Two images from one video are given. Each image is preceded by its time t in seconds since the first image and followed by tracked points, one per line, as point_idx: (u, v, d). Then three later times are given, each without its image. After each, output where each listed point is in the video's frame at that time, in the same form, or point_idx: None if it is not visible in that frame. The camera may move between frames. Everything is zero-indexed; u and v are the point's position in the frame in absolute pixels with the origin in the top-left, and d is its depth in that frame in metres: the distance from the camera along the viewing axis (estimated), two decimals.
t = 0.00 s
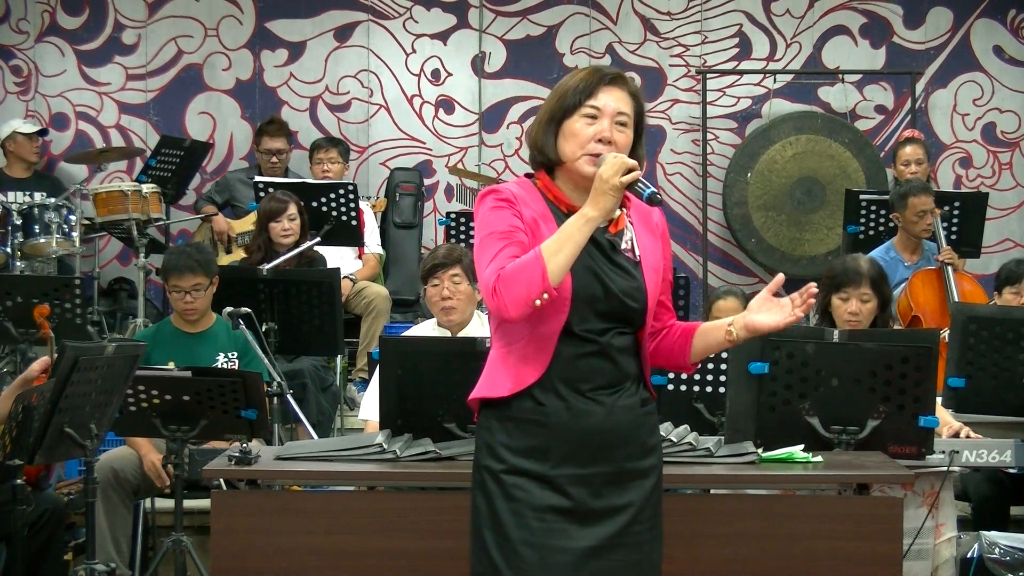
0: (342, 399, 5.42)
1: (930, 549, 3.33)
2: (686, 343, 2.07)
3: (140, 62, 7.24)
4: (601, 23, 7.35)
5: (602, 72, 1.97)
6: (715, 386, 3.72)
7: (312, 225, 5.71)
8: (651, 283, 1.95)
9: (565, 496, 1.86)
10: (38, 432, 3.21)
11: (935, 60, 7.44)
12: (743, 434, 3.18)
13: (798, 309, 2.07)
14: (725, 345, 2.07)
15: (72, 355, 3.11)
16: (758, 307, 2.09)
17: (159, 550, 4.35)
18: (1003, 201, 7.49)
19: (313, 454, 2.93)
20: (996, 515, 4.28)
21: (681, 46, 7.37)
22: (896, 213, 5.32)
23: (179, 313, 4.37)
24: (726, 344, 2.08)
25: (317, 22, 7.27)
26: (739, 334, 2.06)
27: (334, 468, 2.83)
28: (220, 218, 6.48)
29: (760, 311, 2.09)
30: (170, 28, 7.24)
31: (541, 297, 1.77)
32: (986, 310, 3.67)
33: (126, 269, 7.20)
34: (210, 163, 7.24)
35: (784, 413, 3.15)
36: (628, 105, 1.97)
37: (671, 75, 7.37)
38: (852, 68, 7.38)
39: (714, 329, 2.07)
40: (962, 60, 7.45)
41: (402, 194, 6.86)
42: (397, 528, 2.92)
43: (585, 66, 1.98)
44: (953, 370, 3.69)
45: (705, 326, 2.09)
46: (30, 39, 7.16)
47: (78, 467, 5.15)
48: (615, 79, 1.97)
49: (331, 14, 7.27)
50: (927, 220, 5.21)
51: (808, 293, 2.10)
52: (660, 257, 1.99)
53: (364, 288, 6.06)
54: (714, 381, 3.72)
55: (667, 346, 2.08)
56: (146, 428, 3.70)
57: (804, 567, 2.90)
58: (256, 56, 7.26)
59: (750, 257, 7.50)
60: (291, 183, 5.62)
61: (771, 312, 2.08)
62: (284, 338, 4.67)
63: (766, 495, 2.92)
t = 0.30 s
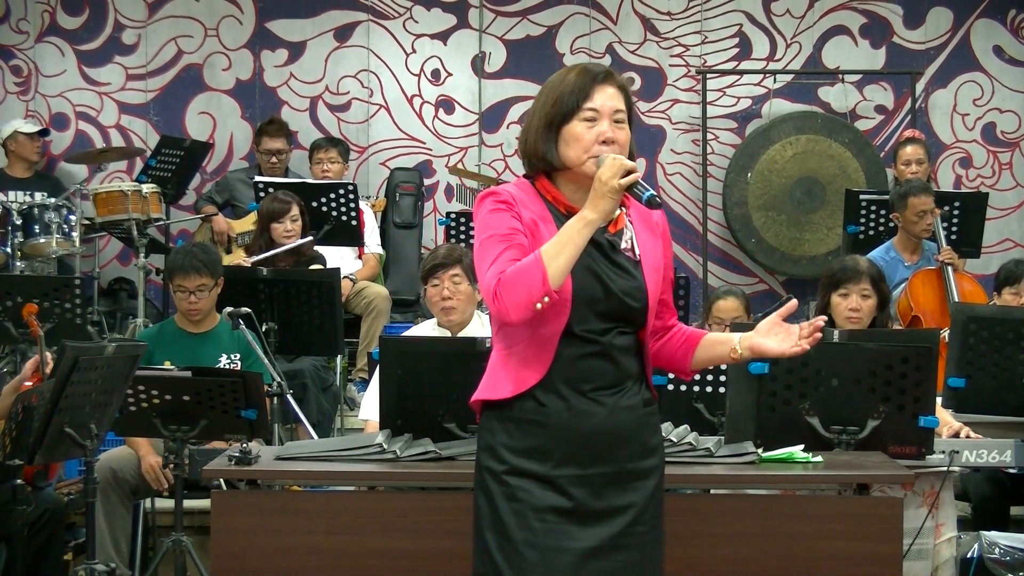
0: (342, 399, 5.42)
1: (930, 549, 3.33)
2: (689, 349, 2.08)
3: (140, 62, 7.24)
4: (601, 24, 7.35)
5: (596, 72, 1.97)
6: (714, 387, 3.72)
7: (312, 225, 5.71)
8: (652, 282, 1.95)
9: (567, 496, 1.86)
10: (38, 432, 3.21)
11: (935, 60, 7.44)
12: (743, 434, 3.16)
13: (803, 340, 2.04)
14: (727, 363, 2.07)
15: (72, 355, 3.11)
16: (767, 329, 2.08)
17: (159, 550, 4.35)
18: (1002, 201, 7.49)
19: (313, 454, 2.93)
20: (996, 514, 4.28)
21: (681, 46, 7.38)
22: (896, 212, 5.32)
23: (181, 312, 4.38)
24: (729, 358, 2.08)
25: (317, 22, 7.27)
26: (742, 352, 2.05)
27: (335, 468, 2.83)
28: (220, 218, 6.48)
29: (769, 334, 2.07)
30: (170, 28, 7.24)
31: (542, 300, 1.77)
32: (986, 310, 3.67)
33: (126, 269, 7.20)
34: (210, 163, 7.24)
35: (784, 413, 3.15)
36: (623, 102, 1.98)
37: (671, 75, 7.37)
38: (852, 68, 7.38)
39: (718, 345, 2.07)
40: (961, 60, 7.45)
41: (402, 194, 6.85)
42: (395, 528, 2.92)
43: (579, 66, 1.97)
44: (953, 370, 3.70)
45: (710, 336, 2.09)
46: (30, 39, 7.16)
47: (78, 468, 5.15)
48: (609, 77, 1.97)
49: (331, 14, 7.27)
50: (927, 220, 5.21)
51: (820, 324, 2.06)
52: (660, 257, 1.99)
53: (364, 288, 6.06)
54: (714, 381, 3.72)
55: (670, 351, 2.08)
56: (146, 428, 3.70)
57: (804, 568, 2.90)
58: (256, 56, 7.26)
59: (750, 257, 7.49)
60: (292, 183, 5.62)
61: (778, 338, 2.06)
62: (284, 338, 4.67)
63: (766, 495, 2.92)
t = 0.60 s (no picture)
0: (342, 400, 5.41)
1: (930, 549, 3.33)
2: (691, 351, 2.07)
3: (141, 62, 7.24)
4: (601, 24, 7.35)
5: (578, 70, 1.96)
6: (714, 387, 3.72)
7: (312, 225, 5.71)
8: (648, 277, 1.95)
9: (569, 497, 1.85)
10: (38, 432, 3.21)
11: (935, 60, 7.44)
12: (743, 434, 3.17)
13: (808, 348, 2.07)
14: (733, 366, 2.07)
15: (72, 355, 3.10)
16: (773, 334, 2.09)
17: (159, 550, 4.35)
18: (1003, 201, 7.49)
19: (313, 454, 2.93)
20: (996, 515, 4.28)
21: (681, 46, 7.37)
22: (895, 212, 5.32)
23: (182, 313, 4.38)
24: (732, 362, 2.07)
25: (317, 22, 7.27)
26: (748, 357, 2.05)
27: (335, 468, 2.83)
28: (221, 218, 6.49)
29: (775, 339, 2.08)
30: (170, 28, 7.24)
31: (536, 295, 1.77)
32: (986, 310, 3.67)
33: (126, 269, 7.20)
34: (210, 163, 7.24)
35: (784, 413, 3.15)
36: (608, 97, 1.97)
37: (671, 75, 7.37)
38: (852, 68, 7.38)
39: (726, 347, 2.06)
40: (962, 60, 7.45)
41: (402, 194, 6.85)
42: (394, 528, 2.91)
43: (561, 65, 1.97)
44: (953, 370, 3.70)
45: (712, 339, 2.08)
46: (30, 39, 7.16)
47: (78, 468, 5.15)
48: (592, 73, 1.97)
49: (331, 14, 7.27)
50: (926, 220, 5.21)
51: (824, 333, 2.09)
52: (656, 253, 1.99)
53: (364, 288, 6.06)
54: (714, 382, 3.72)
55: (673, 354, 2.07)
56: (146, 428, 3.70)
57: (806, 568, 2.90)
58: (256, 56, 7.26)
59: (750, 257, 7.49)
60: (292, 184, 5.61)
61: (782, 343, 2.08)
62: (284, 338, 4.67)
63: (766, 495, 2.92)
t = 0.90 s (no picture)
0: (342, 400, 5.40)
1: (930, 549, 3.33)
2: (694, 349, 2.07)
3: (141, 62, 7.24)
4: (601, 24, 7.35)
5: (566, 65, 1.96)
6: (714, 387, 3.71)
7: (312, 225, 5.72)
8: (647, 271, 1.95)
9: (568, 496, 1.85)
10: (38, 432, 3.21)
11: (935, 60, 7.44)
12: (743, 434, 3.17)
13: (812, 339, 2.06)
14: (736, 362, 2.06)
15: (71, 355, 3.11)
16: (775, 328, 2.09)
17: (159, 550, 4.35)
18: (1003, 201, 7.49)
19: (313, 454, 2.93)
20: (997, 514, 4.28)
21: (681, 46, 7.37)
22: (894, 211, 5.32)
23: (182, 313, 4.38)
24: (737, 358, 2.07)
25: (317, 22, 7.27)
26: (752, 351, 2.05)
27: (335, 468, 2.83)
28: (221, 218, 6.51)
29: (777, 334, 2.08)
30: (170, 28, 7.24)
31: (532, 282, 1.77)
32: (986, 310, 3.68)
33: (126, 269, 7.20)
34: (210, 163, 7.24)
35: (784, 413, 3.15)
36: (598, 90, 1.96)
37: (670, 75, 7.37)
38: (852, 68, 7.38)
39: (727, 343, 2.06)
40: (962, 60, 7.45)
41: (402, 194, 6.85)
42: (389, 529, 2.92)
43: (549, 61, 1.97)
44: (953, 370, 3.69)
45: (715, 336, 2.07)
46: (30, 39, 7.16)
47: (78, 467, 5.14)
48: (580, 67, 1.97)
49: (332, 14, 7.27)
50: (925, 219, 5.21)
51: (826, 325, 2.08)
52: (654, 246, 1.99)
53: (364, 288, 6.06)
54: (714, 382, 3.72)
55: (677, 354, 2.07)
56: (146, 429, 3.70)
57: (805, 568, 2.90)
58: (256, 56, 7.26)
59: (750, 257, 7.49)
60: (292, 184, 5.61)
61: (786, 337, 2.08)
62: (284, 338, 4.67)
63: (767, 495, 2.92)
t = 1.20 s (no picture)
0: (342, 400, 5.40)
1: (930, 549, 3.33)
2: (694, 349, 2.06)
3: (140, 62, 7.24)
4: (601, 24, 7.35)
5: (562, 66, 1.96)
6: (714, 387, 3.71)
7: (312, 225, 5.72)
8: (647, 270, 1.95)
9: (569, 496, 1.85)
10: (38, 432, 3.20)
11: (935, 60, 7.44)
12: (743, 434, 3.17)
13: (812, 338, 2.06)
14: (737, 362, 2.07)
15: (71, 355, 3.11)
16: (775, 328, 2.10)
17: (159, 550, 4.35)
18: (1003, 201, 7.49)
19: (313, 454, 2.93)
20: (997, 514, 4.28)
21: (681, 46, 7.38)
22: (888, 210, 5.31)
23: (182, 313, 4.38)
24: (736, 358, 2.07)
25: (317, 22, 7.27)
26: (751, 350, 2.05)
27: (334, 468, 2.83)
28: (221, 218, 6.50)
29: (776, 334, 2.09)
30: (170, 28, 7.24)
31: (530, 282, 1.77)
32: (986, 310, 3.68)
33: (126, 269, 7.20)
34: (210, 163, 7.25)
35: (784, 413, 3.15)
36: (595, 91, 1.96)
37: (670, 75, 7.37)
38: (852, 68, 7.38)
39: (727, 343, 2.07)
40: (962, 60, 7.46)
41: (402, 194, 6.85)
42: (388, 529, 2.91)
43: (546, 63, 1.97)
44: (953, 370, 3.70)
45: (716, 336, 2.08)
46: (30, 39, 7.16)
47: (78, 468, 5.14)
48: (577, 68, 1.97)
49: (331, 14, 7.27)
50: (919, 217, 5.20)
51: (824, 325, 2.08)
52: (654, 246, 1.99)
53: (364, 288, 6.06)
54: (714, 382, 3.71)
55: (680, 355, 2.07)
56: (146, 429, 3.70)
57: (806, 568, 2.90)
58: (256, 56, 7.26)
59: (750, 257, 7.49)
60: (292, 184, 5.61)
61: (786, 336, 2.08)
62: (284, 338, 4.68)
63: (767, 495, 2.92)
